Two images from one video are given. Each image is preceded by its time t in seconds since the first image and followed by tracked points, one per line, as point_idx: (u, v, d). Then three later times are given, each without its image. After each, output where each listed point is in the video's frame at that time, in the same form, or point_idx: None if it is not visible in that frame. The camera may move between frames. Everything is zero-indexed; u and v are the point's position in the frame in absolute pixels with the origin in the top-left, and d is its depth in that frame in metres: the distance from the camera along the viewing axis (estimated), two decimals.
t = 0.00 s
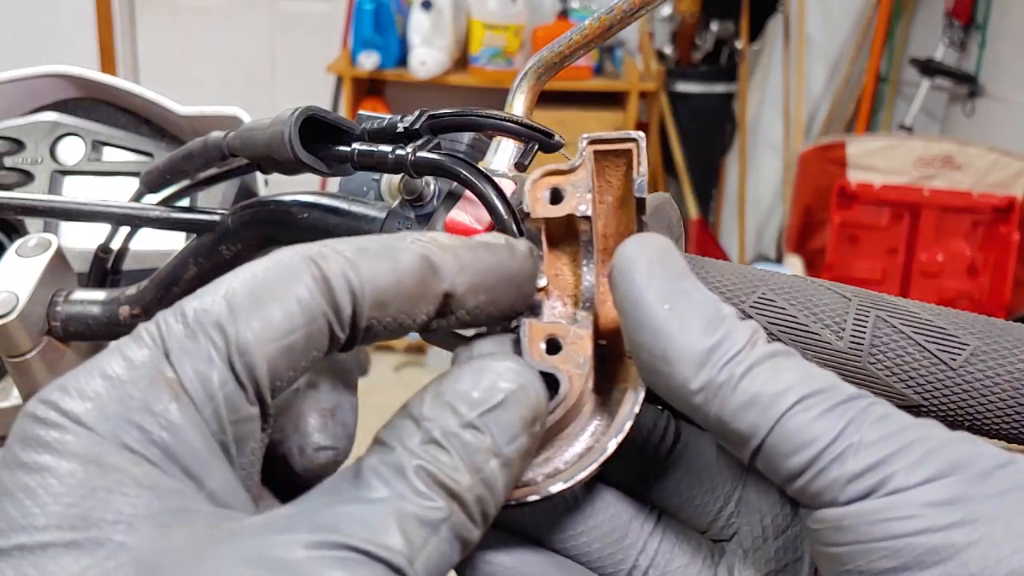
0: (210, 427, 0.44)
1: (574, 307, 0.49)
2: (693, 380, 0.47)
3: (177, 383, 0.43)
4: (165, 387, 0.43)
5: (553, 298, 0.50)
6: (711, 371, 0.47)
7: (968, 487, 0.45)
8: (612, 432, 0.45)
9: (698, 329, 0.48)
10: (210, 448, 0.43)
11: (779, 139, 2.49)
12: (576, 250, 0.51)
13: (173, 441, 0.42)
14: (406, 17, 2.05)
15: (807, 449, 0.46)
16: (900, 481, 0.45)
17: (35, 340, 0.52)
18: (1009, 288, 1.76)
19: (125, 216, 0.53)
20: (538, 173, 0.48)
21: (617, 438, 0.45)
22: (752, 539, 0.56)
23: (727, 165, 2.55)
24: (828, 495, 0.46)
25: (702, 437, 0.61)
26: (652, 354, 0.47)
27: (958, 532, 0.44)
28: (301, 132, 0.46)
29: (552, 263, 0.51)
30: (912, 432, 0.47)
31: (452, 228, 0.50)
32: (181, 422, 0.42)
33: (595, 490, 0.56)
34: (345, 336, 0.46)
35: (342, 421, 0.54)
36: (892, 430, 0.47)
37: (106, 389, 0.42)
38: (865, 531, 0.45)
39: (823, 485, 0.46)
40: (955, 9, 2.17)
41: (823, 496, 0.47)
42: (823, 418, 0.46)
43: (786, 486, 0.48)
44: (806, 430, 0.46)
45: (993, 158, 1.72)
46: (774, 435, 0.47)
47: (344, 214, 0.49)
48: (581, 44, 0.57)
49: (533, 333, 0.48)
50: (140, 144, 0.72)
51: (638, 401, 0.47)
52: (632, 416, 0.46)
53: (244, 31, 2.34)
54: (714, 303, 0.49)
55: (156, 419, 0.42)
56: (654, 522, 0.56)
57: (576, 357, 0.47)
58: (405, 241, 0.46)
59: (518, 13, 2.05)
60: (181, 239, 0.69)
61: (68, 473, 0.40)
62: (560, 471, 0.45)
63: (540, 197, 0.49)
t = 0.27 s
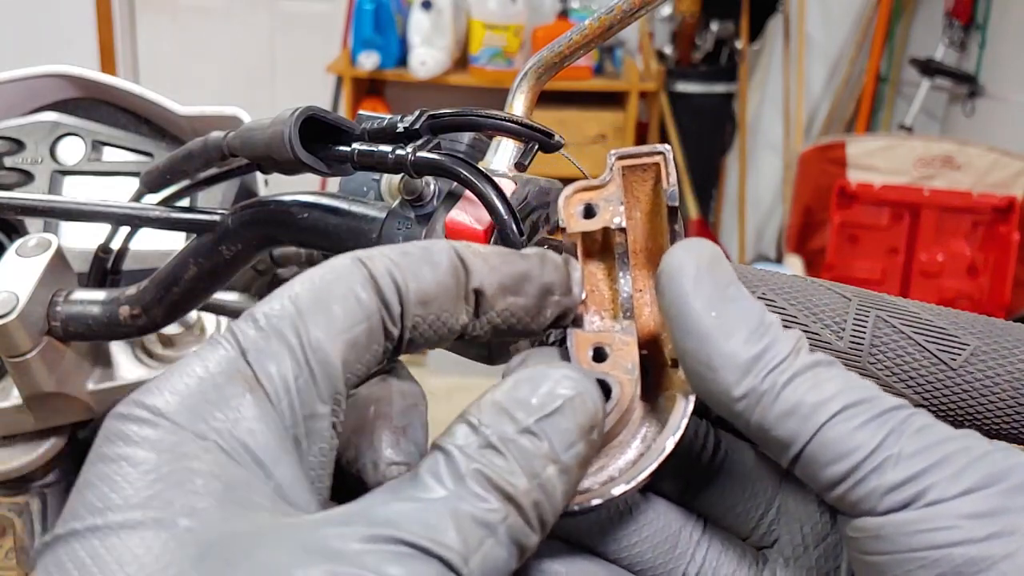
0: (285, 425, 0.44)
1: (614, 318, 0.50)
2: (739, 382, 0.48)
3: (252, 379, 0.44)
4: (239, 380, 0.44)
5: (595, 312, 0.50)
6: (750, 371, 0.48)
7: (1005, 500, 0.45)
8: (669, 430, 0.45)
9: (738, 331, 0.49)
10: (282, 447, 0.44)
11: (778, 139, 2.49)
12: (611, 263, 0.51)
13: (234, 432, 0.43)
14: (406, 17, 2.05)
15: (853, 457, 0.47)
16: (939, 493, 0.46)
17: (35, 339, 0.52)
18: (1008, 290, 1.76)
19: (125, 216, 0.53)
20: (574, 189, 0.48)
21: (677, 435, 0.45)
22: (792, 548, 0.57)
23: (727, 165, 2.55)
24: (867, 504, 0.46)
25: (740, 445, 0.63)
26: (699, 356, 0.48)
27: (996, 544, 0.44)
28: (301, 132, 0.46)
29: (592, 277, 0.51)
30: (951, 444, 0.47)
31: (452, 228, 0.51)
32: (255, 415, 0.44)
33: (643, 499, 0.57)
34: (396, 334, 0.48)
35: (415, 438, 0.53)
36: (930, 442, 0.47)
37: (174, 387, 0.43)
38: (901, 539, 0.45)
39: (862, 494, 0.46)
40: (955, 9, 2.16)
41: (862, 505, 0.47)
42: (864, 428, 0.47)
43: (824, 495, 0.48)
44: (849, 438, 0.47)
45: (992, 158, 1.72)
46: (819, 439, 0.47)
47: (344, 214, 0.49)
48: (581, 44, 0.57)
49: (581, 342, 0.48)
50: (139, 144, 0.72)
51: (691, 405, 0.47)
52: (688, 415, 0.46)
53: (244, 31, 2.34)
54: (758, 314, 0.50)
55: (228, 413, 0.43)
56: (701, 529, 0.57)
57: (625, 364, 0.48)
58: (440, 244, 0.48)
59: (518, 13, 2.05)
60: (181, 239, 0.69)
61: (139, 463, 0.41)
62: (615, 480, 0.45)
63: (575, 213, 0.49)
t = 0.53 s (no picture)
0: (295, 450, 0.44)
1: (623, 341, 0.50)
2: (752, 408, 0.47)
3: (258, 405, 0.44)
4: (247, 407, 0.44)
5: (604, 335, 0.50)
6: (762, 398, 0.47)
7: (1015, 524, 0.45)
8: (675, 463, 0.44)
9: (750, 355, 0.48)
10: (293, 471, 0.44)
11: (779, 139, 2.49)
12: (620, 287, 0.51)
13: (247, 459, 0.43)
14: (406, 17, 2.05)
15: (864, 482, 0.46)
16: (950, 518, 0.46)
17: (35, 339, 0.52)
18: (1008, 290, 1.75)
19: (125, 216, 0.53)
20: (579, 216, 0.49)
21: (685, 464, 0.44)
22: (806, 567, 0.56)
23: (727, 165, 2.55)
24: (878, 530, 0.47)
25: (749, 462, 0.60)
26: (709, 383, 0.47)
27: (1009, 570, 0.44)
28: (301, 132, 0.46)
29: (599, 300, 0.51)
30: (961, 468, 0.47)
31: (452, 228, 0.49)
32: (264, 440, 0.43)
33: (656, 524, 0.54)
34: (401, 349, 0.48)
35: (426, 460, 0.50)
36: (939, 466, 0.47)
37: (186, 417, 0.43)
38: (911, 566, 0.46)
39: (874, 520, 0.46)
40: (955, 9, 2.17)
41: (873, 530, 0.47)
42: (875, 453, 0.47)
43: (836, 518, 0.48)
44: (861, 463, 0.46)
45: (993, 158, 1.72)
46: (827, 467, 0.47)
47: (344, 214, 0.49)
48: (581, 44, 0.57)
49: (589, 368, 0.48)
50: (139, 144, 0.72)
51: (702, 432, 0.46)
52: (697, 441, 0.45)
53: (244, 31, 2.34)
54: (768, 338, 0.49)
55: (237, 437, 0.43)
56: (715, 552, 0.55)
57: (634, 391, 0.47)
58: (445, 257, 0.48)
59: (518, 13, 2.05)
60: (181, 239, 0.69)
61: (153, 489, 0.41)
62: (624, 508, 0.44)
63: (581, 239, 0.49)
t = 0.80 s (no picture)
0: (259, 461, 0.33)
1: (672, 350, 0.45)
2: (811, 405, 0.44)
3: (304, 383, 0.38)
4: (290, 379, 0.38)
5: (655, 348, 0.45)
6: (821, 393, 0.44)
7: None
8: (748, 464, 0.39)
9: (806, 352, 0.44)
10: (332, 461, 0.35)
11: (779, 139, 2.49)
12: (661, 295, 0.47)
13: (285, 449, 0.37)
14: (406, 17, 2.05)
15: (936, 475, 0.43)
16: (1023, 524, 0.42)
17: (35, 339, 0.52)
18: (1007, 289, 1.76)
19: (125, 216, 0.53)
20: (617, 226, 0.46)
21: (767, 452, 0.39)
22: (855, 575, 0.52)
23: (727, 165, 2.55)
24: (948, 531, 0.44)
25: (787, 459, 0.54)
26: (770, 381, 0.44)
27: None
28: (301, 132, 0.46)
29: (646, 311, 0.46)
30: None
31: (453, 229, 0.46)
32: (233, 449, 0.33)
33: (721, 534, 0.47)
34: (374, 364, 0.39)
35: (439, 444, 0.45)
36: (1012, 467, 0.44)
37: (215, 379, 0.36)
38: (985, 572, 0.42)
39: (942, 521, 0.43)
40: (955, 9, 2.17)
41: (942, 530, 0.44)
42: (944, 451, 0.43)
43: (904, 515, 0.45)
44: (932, 458, 0.43)
45: (993, 158, 1.73)
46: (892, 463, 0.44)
47: (344, 214, 0.49)
48: (581, 44, 0.57)
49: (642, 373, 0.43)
50: (140, 144, 0.72)
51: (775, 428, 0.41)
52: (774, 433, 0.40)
53: (244, 31, 2.34)
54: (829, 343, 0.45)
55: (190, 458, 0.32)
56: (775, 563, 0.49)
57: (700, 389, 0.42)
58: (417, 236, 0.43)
59: (518, 13, 2.05)
60: (181, 239, 0.69)
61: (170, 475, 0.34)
62: (705, 509, 0.38)
63: (620, 250, 0.46)
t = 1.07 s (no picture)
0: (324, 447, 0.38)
1: (774, 419, 0.43)
2: (917, 468, 0.42)
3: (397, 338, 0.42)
4: (384, 332, 0.41)
5: (759, 417, 0.44)
6: (926, 461, 0.42)
7: None
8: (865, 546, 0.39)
9: (917, 420, 0.42)
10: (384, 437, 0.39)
11: (778, 139, 2.49)
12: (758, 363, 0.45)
13: (373, 392, 0.40)
14: (406, 17, 2.05)
15: (1018, 504, 0.43)
16: None
17: (35, 340, 0.52)
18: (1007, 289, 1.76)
19: (125, 216, 0.53)
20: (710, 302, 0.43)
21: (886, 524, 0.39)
22: None
23: (726, 165, 2.55)
24: None
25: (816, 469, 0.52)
26: (883, 451, 0.42)
27: None
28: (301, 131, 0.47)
29: (745, 379, 0.45)
30: None
31: (452, 228, 0.46)
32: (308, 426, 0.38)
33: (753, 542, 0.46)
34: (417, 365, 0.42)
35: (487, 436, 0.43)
36: None
37: (317, 317, 0.40)
38: None
39: None
40: (955, 9, 2.17)
41: None
42: None
43: None
44: (1006, 484, 0.43)
45: (993, 158, 1.73)
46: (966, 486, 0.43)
47: (344, 215, 0.49)
48: (581, 44, 0.57)
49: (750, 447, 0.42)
50: (140, 144, 0.72)
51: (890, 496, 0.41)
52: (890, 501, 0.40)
53: (244, 31, 2.34)
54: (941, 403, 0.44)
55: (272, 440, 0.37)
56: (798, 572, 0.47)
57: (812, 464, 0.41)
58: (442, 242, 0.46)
59: (518, 13, 2.05)
60: (181, 239, 0.69)
61: (270, 405, 0.36)
62: None
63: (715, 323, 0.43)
